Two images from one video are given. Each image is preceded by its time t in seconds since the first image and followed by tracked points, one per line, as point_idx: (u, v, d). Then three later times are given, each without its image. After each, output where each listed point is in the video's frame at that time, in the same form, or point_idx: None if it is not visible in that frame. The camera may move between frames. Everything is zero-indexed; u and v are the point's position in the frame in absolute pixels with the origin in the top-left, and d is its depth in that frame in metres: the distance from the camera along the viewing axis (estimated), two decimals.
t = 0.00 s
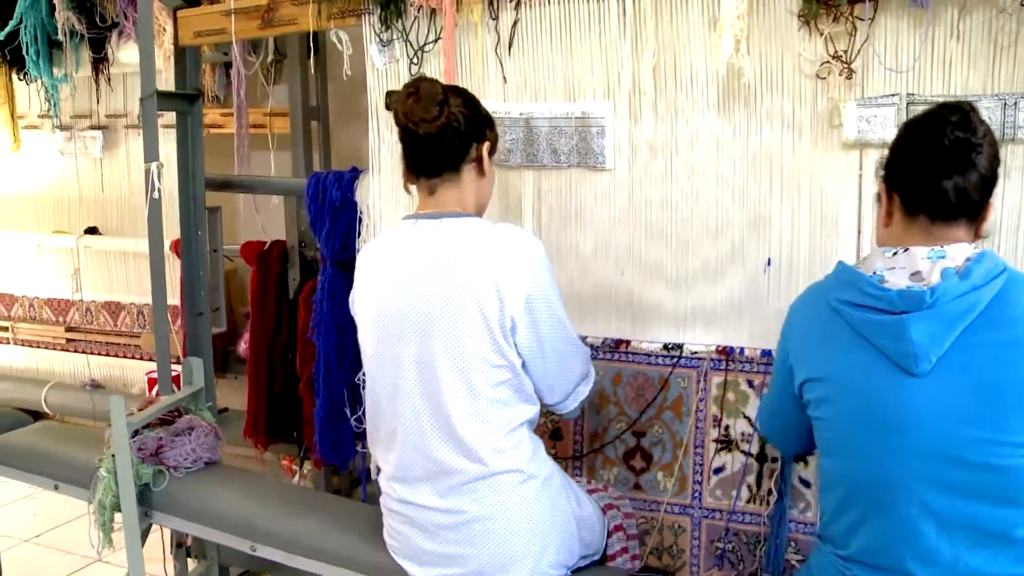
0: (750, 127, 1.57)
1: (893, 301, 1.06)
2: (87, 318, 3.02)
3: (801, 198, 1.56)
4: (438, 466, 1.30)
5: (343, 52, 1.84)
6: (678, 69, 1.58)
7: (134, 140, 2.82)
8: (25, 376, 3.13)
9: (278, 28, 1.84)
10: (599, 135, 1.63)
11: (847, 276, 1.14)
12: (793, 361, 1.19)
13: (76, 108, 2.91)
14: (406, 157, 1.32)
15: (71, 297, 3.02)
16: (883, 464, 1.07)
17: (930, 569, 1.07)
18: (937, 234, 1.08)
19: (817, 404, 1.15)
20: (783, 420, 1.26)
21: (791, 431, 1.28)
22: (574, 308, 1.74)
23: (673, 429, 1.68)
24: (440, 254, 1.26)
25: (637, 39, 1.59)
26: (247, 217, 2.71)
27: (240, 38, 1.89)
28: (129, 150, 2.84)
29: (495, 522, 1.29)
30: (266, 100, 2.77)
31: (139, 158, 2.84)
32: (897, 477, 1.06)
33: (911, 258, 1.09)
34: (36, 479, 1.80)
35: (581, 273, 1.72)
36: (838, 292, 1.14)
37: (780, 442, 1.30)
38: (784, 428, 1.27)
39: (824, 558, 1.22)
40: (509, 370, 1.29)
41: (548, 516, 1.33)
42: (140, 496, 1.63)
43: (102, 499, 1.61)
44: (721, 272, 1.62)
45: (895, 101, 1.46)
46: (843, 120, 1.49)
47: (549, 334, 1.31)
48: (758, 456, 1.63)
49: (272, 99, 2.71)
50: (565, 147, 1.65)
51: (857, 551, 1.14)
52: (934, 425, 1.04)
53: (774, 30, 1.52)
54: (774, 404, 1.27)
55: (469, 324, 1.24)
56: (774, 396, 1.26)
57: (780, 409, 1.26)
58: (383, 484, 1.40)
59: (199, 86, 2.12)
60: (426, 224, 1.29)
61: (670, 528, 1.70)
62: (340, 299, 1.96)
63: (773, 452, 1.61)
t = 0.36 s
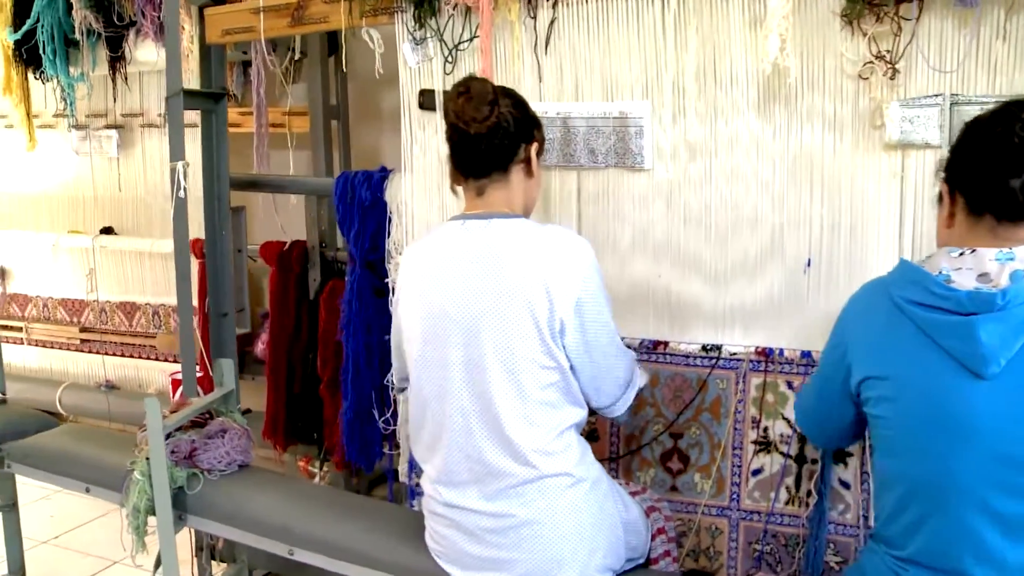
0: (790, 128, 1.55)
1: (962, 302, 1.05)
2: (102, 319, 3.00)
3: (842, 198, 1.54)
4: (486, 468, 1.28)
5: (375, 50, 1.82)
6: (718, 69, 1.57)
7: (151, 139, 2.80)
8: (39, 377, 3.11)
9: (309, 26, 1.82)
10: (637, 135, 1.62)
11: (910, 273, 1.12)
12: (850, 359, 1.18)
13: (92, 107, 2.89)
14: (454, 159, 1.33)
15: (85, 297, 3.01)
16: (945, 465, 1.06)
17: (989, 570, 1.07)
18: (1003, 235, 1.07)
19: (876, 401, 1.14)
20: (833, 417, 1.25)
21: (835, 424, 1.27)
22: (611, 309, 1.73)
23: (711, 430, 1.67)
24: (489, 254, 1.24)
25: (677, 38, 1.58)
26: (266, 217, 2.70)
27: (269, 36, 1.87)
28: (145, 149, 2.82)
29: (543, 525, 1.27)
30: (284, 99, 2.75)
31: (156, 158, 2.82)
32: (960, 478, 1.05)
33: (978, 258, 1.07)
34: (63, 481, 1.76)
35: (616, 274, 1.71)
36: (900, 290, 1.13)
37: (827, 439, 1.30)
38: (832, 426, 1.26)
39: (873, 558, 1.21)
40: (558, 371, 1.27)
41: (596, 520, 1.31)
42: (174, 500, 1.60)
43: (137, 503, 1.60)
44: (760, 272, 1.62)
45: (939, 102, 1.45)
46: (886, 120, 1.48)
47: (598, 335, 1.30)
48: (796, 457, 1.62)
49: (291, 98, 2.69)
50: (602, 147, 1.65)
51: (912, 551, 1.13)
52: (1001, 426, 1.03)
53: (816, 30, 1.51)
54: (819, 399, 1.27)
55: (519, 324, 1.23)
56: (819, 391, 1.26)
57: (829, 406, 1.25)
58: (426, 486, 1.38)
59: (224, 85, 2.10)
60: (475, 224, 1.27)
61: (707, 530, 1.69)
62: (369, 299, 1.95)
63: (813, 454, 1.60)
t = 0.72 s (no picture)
0: (837, 127, 1.54)
1: None
2: (118, 319, 2.97)
3: (889, 197, 1.53)
4: (541, 474, 1.25)
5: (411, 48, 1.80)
6: (764, 67, 1.56)
7: (169, 138, 2.79)
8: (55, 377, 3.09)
9: (344, 23, 1.80)
10: (681, 134, 1.61)
11: (972, 274, 1.10)
12: (907, 364, 1.15)
13: (110, 105, 2.87)
14: (507, 156, 1.31)
15: (101, 297, 2.98)
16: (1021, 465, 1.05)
17: None
18: None
19: (939, 405, 1.11)
20: (884, 421, 1.22)
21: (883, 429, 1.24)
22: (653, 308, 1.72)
23: (754, 431, 1.66)
24: (544, 257, 1.20)
25: (721, 36, 1.57)
26: (287, 216, 2.69)
27: (302, 33, 1.85)
28: (164, 148, 2.80)
29: (600, 531, 1.25)
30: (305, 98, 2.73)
31: (174, 157, 2.80)
32: None
33: None
34: (99, 484, 1.75)
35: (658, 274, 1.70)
36: (962, 290, 1.11)
37: (876, 446, 1.26)
38: (884, 432, 1.23)
39: (934, 561, 1.20)
40: (614, 376, 1.23)
41: (652, 524, 1.29)
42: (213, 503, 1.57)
43: (177, 507, 1.57)
44: (806, 272, 1.60)
45: (990, 101, 1.43)
46: (934, 120, 1.47)
47: (654, 336, 1.25)
48: (841, 459, 1.61)
49: (312, 97, 2.67)
50: (646, 146, 1.64)
51: (982, 554, 1.12)
52: None
53: (865, 29, 1.50)
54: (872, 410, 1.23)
55: (576, 328, 1.19)
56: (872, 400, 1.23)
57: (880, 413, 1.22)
58: (476, 490, 1.34)
59: (253, 82, 2.07)
60: (527, 224, 1.23)
61: (749, 531, 1.69)
62: (401, 299, 1.93)
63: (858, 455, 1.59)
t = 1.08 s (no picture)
0: (887, 127, 1.53)
1: None
2: (135, 319, 2.95)
3: (940, 197, 1.52)
4: (603, 478, 1.24)
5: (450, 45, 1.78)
6: (815, 66, 1.55)
7: (188, 136, 2.76)
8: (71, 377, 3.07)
9: (381, 20, 1.78)
10: (729, 134, 1.60)
11: None
12: (979, 366, 1.20)
13: (128, 103, 2.85)
14: (566, 154, 1.29)
15: (119, 297, 2.96)
16: None
17: None
18: None
19: (998, 403, 1.18)
20: (948, 417, 1.29)
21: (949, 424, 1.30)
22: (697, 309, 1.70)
23: (800, 433, 1.65)
24: (612, 259, 1.20)
25: (770, 35, 1.56)
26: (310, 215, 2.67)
27: (339, 30, 1.83)
28: (183, 146, 2.78)
29: (662, 537, 1.23)
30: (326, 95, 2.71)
31: (194, 155, 2.78)
32: None
33: None
34: (137, 488, 1.71)
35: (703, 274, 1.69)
36: None
37: (937, 438, 1.33)
38: (945, 424, 1.30)
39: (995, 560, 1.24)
40: (680, 380, 1.23)
41: (713, 532, 1.27)
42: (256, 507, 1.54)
43: (220, 511, 1.54)
44: (854, 272, 1.59)
45: None
46: (988, 119, 1.45)
47: (719, 341, 1.26)
48: (888, 460, 1.60)
49: (335, 95, 2.65)
50: (692, 146, 1.63)
51: None
52: None
53: (918, 27, 1.48)
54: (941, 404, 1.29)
55: (644, 330, 1.19)
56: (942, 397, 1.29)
57: (949, 409, 1.28)
58: (534, 495, 1.34)
59: (283, 80, 2.03)
60: (589, 224, 1.23)
61: (794, 533, 1.67)
62: (437, 299, 1.92)
63: (906, 456, 1.58)
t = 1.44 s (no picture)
0: (932, 128, 1.52)
1: None
2: (152, 320, 2.93)
3: (986, 198, 1.50)
4: (660, 487, 1.22)
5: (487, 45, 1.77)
6: (860, 67, 1.54)
7: (206, 136, 2.74)
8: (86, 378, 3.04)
9: (416, 19, 1.76)
10: (772, 135, 1.59)
11: None
12: None
13: (145, 103, 2.83)
14: (615, 158, 1.23)
15: (135, 297, 2.93)
16: None
17: None
18: None
19: None
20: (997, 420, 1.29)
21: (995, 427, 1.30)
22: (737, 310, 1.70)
23: (843, 434, 1.65)
24: (670, 267, 1.16)
25: (813, 34, 1.55)
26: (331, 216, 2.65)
27: (372, 28, 1.81)
28: (200, 146, 2.76)
29: (719, 547, 1.22)
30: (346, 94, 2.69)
31: (211, 155, 2.75)
32: None
33: None
34: (171, 492, 1.70)
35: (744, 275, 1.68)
36: None
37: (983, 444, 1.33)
38: (991, 426, 1.30)
39: None
40: (737, 387, 1.21)
41: (768, 538, 1.26)
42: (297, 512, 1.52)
43: (258, 515, 1.50)
44: (899, 272, 1.58)
45: None
46: None
47: (775, 344, 1.23)
48: (932, 462, 1.59)
49: (356, 94, 2.63)
50: (734, 146, 1.62)
51: None
52: None
53: (966, 26, 1.47)
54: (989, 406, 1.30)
55: (702, 339, 1.16)
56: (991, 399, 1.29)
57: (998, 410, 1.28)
58: (587, 500, 1.32)
59: (312, 79, 2.01)
60: (641, 229, 1.19)
61: (835, 535, 1.66)
62: (471, 300, 1.89)
63: (950, 458, 1.57)
